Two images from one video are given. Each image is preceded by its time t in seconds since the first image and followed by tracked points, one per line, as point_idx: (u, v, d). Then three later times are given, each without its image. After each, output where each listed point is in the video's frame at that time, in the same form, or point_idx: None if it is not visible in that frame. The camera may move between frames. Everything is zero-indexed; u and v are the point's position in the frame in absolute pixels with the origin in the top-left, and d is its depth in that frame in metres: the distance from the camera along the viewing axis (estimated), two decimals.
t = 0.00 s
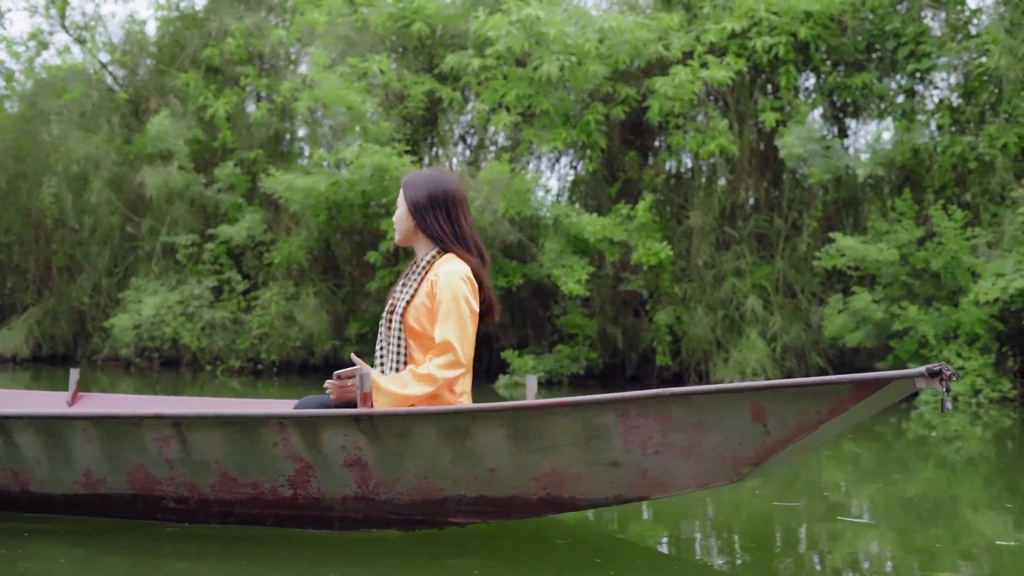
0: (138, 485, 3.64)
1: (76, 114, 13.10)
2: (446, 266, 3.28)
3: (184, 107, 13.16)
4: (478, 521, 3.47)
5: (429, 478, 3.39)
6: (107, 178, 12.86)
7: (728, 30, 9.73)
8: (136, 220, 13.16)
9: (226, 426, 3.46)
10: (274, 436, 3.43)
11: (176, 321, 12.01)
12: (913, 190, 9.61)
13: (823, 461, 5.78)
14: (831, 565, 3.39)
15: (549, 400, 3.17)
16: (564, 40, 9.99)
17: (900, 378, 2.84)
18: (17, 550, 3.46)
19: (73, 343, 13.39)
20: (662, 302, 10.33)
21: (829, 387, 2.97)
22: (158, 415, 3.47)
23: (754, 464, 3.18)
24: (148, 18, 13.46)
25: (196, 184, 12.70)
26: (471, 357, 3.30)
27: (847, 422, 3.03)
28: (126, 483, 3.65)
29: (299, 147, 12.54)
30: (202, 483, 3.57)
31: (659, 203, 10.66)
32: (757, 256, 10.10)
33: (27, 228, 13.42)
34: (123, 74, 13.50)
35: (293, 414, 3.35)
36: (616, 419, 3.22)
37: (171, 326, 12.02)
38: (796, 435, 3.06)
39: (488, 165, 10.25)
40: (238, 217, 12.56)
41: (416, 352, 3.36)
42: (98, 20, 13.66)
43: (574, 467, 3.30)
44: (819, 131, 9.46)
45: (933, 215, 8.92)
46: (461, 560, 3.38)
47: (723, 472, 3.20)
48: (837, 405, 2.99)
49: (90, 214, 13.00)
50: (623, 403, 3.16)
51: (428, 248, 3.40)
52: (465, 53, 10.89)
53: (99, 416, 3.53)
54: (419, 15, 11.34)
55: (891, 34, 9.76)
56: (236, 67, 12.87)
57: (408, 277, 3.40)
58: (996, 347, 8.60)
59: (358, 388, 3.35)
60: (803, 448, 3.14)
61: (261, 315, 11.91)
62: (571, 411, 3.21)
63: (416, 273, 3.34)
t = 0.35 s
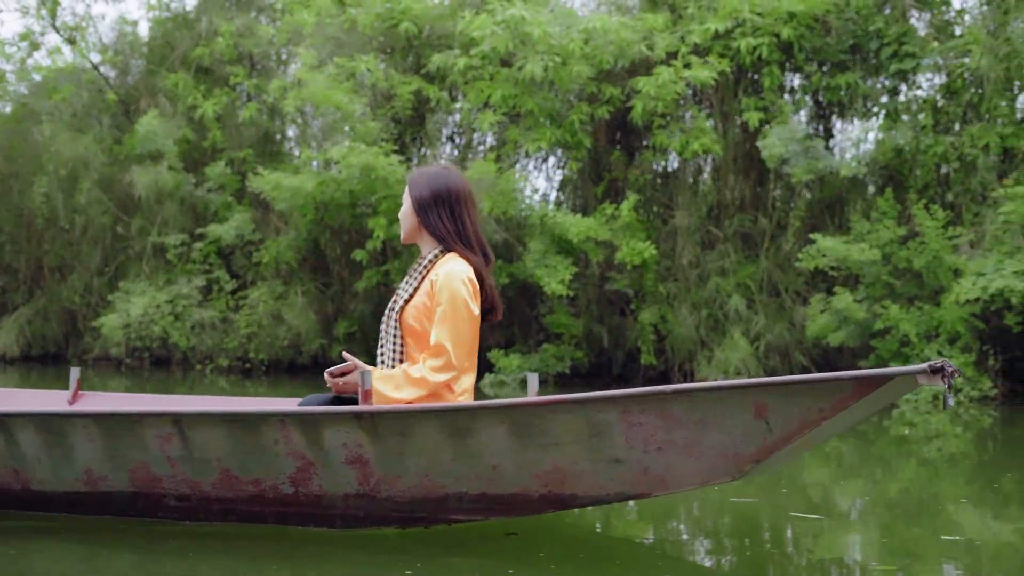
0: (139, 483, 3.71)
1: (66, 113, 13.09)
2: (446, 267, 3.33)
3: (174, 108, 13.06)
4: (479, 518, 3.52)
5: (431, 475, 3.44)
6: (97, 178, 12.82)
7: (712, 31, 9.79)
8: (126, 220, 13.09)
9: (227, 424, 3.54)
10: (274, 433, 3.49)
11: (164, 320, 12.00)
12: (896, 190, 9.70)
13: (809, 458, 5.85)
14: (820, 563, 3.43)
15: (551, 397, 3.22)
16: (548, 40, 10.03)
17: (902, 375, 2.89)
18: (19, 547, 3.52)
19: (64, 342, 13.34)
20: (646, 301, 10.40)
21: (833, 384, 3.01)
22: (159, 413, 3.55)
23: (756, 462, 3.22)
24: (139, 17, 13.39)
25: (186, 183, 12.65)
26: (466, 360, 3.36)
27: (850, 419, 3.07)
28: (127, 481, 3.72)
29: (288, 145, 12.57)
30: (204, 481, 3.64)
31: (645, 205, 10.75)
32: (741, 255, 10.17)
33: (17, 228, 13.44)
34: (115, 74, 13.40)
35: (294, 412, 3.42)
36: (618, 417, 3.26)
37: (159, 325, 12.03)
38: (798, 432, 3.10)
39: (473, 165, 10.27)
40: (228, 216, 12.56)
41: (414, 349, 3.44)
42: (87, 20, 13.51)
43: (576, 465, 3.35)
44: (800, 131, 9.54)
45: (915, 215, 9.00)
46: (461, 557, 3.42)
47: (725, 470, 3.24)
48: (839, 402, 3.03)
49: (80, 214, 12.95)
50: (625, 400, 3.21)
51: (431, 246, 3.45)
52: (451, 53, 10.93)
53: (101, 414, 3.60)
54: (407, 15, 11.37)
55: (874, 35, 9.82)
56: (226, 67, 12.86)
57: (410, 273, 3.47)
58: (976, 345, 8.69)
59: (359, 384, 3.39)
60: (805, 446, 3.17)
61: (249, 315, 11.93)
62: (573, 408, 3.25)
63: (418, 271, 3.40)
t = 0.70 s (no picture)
0: (137, 482, 3.76)
1: (57, 113, 13.08)
2: (452, 265, 3.35)
3: (164, 109, 13.03)
4: (477, 516, 3.55)
5: (429, 474, 3.48)
6: (87, 178, 12.80)
7: (697, 31, 9.83)
8: (116, 220, 13.05)
9: (224, 423, 3.58)
10: (273, 433, 3.53)
11: (153, 320, 12.00)
12: (880, 190, 9.79)
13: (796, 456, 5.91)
14: (810, 561, 3.46)
15: (550, 395, 3.24)
16: (533, 41, 10.05)
17: (901, 373, 2.90)
18: (20, 545, 3.57)
19: (56, 342, 13.32)
20: (631, 300, 10.46)
21: (831, 382, 3.02)
22: (157, 412, 3.58)
23: (754, 460, 3.23)
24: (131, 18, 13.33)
25: (176, 183, 12.64)
26: (474, 359, 3.38)
27: (848, 417, 3.08)
28: (125, 480, 3.77)
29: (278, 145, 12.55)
30: (202, 479, 3.68)
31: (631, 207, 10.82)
32: (726, 255, 10.23)
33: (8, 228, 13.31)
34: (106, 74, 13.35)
35: (292, 411, 3.46)
36: (616, 415, 3.29)
37: (149, 325, 12.03)
38: (796, 431, 3.11)
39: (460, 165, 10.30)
40: (217, 216, 12.56)
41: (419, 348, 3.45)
42: (79, 21, 13.45)
43: (574, 463, 3.37)
44: (783, 132, 9.60)
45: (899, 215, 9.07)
46: (458, 556, 3.46)
47: (722, 468, 3.26)
48: (838, 400, 3.04)
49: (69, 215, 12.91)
50: (623, 399, 3.23)
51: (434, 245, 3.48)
52: (438, 53, 10.97)
53: (99, 413, 3.64)
54: (395, 16, 11.40)
55: (859, 35, 9.90)
56: (216, 68, 12.82)
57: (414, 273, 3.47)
58: (958, 344, 8.77)
59: (356, 384, 3.43)
60: (803, 444, 3.19)
61: (237, 315, 11.94)
62: (570, 406, 3.28)
63: (421, 271, 3.42)
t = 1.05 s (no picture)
0: (131, 481, 3.81)
1: (47, 114, 13.25)
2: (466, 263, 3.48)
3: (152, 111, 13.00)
4: (471, 516, 3.59)
5: (423, 474, 3.51)
6: (75, 179, 12.83)
7: (678, 32, 9.91)
8: (104, 221, 13.07)
9: (217, 424, 3.61)
10: (266, 432, 3.57)
11: (140, 321, 12.03)
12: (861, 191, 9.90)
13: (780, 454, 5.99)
14: (797, 560, 3.51)
15: (544, 395, 3.27)
16: (515, 42, 10.08)
17: (895, 372, 2.92)
18: (17, 545, 3.63)
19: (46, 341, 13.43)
20: (613, 300, 10.54)
21: (825, 381, 3.04)
22: (150, 413, 3.62)
23: (748, 459, 3.26)
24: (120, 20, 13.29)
25: (163, 184, 12.66)
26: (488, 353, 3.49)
27: (841, 417, 3.10)
28: (119, 479, 3.82)
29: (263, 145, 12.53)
30: (196, 479, 3.72)
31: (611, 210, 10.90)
32: (709, 255, 10.31)
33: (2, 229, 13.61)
34: (95, 75, 13.33)
35: (286, 411, 3.49)
36: (610, 415, 3.31)
37: (135, 326, 12.05)
38: (789, 430, 3.14)
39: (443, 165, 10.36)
40: (205, 217, 12.58)
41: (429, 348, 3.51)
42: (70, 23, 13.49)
43: (568, 462, 3.41)
44: (763, 132, 9.68)
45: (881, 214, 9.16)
46: (451, 556, 3.50)
47: (716, 467, 3.29)
48: (831, 400, 3.07)
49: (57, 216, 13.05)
50: (618, 399, 3.25)
51: (437, 248, 3.59)
52: (423, 53, 11.01)
53: (92, 413, 3.69)
54: (381, 17, 11.45)
55: (840, 35, 9.98)
56: (204, 69, 12.83)
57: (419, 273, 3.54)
58: (937, 344, 8.86)
59: (351, 385, 3.47)
60: (796, 444, 3.21)
61: (223, 315, 11.96)
62: (565, 406, 3.30)
63: (429, 272, 3.52)
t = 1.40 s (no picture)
0: (123, 481, 3.85)
1: (37, 115, 13.24)
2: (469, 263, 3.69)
3: (142, 113, 13.05)
4: (463, 516, 3.63)
5: (415, 473, 3.55)
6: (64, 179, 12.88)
7: (661, 33, 9.97)
8: (94, 221, 13.12)
9: (209, 423, 3.65)
10: (259, 432, 3.60)
11: (129, 321, 12.07)
12: (843, 192, 9.94)
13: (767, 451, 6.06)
14: (784, 558, 3.54)
15: (535, 395, 3.30)
16: (499, 43, 10.12)
17: (889, 370, 2.93)
18: (11, 545, 3.68)
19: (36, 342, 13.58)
20: (597, 300, 10.60)
21: (817, 381, 3.04)
22: (142, 412, 3.67)
23: (741, 460, 3.27)
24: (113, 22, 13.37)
25: (152, 184, 12.68)
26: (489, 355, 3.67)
27: (835, 416, 3.10)
28: (111, 479, 3.86)
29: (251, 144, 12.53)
30: (188, 478, 3.76)
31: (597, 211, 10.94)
32: (693, 255, 10.37)
33: None
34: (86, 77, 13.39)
35: (278, 411, 3.53)
36: (603, 415, 3.33)
37: (124, 326, 12.08)
38: (782, 430, 3.14)
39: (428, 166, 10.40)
40: (194, 217, 12.61)
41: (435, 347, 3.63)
42: (59, 25, 13.63)
43: (560, 462, 3.44)
44: (745, 133, 9.74)
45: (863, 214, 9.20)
46: (442, 555, 3.53)
47: (709, 467, 3.31)
48: (823, 400, 3.08)
49: (48, 217, 13.09)
50: (610, 399, 3.27)
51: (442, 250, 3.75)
52: (408, 52, 11.05)
53: (84, 412, 3.73)
54: (368, 18, 11.48)
55: (824, 36, 10.03)
56: (193, 70, 12.85)
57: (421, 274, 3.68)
58: (918, 343, 8.94)
59: (341, 385, 3.59)
60: (789, 444, 3.21)
61: (211, 314, 11.99)
62: (557, 405, 3.33)
63: (438, 270, 3.66)
